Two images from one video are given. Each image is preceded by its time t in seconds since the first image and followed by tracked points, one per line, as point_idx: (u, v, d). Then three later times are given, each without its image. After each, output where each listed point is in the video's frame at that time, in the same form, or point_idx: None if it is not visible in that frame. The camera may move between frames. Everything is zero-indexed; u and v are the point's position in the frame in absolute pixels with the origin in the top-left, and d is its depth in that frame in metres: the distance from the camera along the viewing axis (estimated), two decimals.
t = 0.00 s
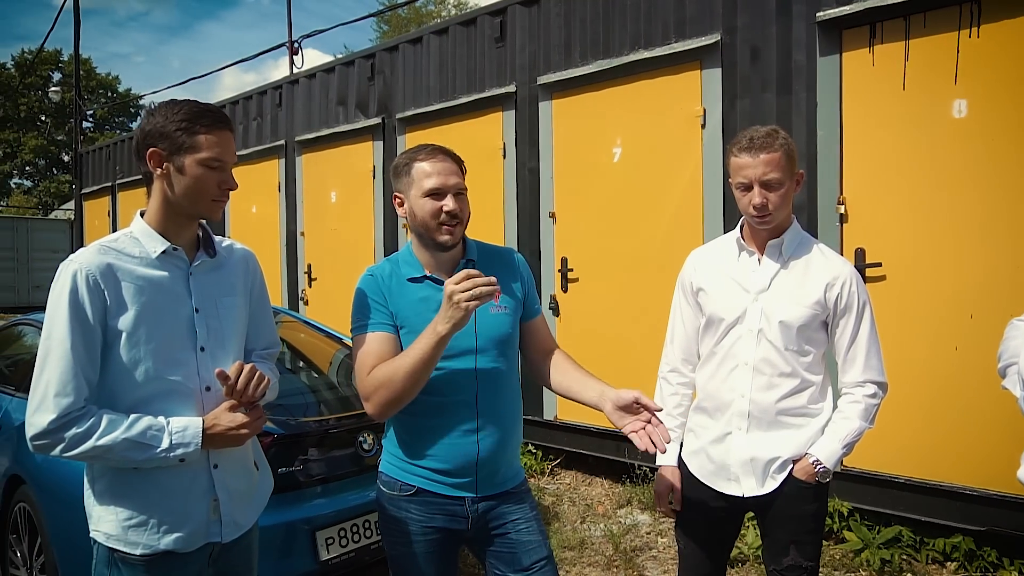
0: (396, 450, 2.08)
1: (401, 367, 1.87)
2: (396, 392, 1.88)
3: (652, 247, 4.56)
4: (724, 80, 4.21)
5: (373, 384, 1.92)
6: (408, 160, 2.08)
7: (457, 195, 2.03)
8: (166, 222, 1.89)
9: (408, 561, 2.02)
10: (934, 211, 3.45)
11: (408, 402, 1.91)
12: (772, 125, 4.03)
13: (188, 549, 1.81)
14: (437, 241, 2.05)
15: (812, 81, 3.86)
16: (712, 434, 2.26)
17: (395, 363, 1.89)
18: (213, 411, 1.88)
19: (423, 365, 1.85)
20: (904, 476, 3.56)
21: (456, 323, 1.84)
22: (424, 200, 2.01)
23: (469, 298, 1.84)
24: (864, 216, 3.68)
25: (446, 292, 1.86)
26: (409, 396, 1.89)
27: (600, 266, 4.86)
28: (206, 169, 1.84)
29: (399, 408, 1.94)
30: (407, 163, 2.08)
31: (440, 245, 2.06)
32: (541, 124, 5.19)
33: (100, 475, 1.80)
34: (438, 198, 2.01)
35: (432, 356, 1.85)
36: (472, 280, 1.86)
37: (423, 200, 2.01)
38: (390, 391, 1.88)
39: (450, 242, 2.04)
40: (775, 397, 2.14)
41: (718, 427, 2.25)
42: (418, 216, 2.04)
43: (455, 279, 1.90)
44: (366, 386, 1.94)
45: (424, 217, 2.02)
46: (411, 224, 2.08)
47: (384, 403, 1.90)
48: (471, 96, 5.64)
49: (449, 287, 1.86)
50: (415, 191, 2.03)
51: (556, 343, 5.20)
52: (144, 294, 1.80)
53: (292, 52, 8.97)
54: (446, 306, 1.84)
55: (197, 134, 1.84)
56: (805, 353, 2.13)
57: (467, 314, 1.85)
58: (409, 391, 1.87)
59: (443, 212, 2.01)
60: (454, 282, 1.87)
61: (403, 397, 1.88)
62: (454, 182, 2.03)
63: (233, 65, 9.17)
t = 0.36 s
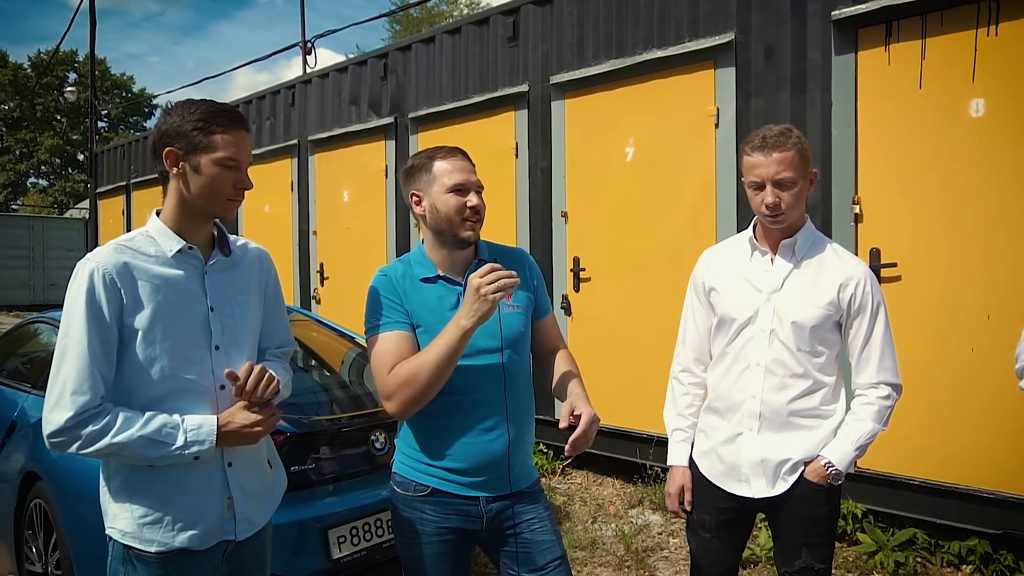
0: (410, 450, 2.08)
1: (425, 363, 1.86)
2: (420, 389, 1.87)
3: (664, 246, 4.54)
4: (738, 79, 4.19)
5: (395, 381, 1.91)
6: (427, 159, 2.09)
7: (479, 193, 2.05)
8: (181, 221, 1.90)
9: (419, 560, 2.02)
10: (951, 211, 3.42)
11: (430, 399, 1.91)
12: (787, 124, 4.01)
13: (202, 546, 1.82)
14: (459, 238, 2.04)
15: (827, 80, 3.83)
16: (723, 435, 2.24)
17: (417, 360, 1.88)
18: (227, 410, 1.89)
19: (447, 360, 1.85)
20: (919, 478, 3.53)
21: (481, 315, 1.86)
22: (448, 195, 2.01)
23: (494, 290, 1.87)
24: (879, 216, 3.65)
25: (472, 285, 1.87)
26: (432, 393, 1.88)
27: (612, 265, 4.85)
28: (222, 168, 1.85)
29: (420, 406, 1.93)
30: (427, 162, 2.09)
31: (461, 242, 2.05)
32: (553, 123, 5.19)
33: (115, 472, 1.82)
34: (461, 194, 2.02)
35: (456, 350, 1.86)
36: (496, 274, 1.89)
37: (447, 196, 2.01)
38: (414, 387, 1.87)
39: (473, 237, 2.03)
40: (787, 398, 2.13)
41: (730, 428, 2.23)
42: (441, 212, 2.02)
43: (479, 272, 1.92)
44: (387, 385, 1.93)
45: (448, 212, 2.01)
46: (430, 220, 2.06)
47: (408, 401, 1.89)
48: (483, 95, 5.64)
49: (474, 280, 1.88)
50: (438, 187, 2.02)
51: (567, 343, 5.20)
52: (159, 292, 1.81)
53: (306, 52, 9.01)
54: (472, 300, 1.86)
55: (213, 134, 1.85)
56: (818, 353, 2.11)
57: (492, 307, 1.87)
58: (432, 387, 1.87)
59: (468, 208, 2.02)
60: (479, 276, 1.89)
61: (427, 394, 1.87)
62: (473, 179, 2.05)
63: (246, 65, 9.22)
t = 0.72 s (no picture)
0: (418, 449, 2.07)
1: (439, 354, 1.86)
2: (434, 380, 1.86)
3: (672, 245, 4.53)
4: (747, 78, 4.18)
5: (409, 375, 1.90)
6: (443, 154, 2.07)
7: (492, 191, 2.06)
8: (191, 220, 1.90)
9: (425, 559, 2.02)
10: (961, 211, 3.40)
11: (443, 392, 1.90)
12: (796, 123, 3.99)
13: (210, 545, 1.82)
14: (471, 233, 2.04)
15: (836, 79, 3.81)
16: (730, 435, 2.23)
17: (431, 352, 1.88)
18: (236, 409, 1.89)
19: (461, 350, 1.85)
20: (929, 479, 3.51)
21: (496, 305, 1.87)
22: (463, 191, 2.00)
23: (509, 279, 1.88)
24: (889, 216, 3.63)
25: (485, 275, 1.89)
26: (447, 384, 1.87)
27: (620, 265, 4.83)
28: (233, 168, 1.85)
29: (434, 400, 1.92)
30: (442, 157, 2.07)
31: (473, 237, 2.05)
32: (561, 122, 5.18)
33: (124, 470, 1.82)
34: (476, 191, 2.01)
35: (471, 340, 1.85)
36: (508, 264, 1.91)
37: (463, 191, 2.00)
38: (427, 379, 1.86)
39: (485, 233, 2.03)
40: (794, 398, 2.12)
41: (736, 428, 2.22)
42: (456, 207, 2.02)
43: (490, 263, 1.93)
44: (400, 378, 1.92)
45: (463, 208, 2.01)
46: (444, 215, 2.06)
47: (422, 394, 1.88)
48: (491, 94, 5.64)
49: (487, 270, 1.89)
50: (454, 183, 2.01)
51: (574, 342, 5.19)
52: (168, 290, 1.81)
53: (313, 51, 9.03)
54: (487, 289, 1.87)
55: (224, 134, 1.85)
56: (826, 354, 2.10)
57: (506, 296, 1.88)
58: (446, 379, 1.86)
59: (483, 206, 2.02)
60: (491, 266, 1.91)
61: (441, 385, 1.87)
62: (488, 178, 2.05)
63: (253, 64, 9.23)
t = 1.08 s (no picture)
0: (415, 448, 2.07)
1: (429, 359, 1.86)
2: (422, 386, 1.87)
3: (671, 244, 4.53)
4: (747, 76, 4.17)
5: (399, 377, 1.91)
6: (447, 155, 2.07)
7: (496, 194, 2.04)
8: (190, 218, 1.90)
9: (424, 559, 2.01)
10: (960, 211, 3.40)
11: (433, 395, 1.90)
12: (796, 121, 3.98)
13: (209, 545, 1.82)
14: (474, 237, 2.04)
15: (836, 77, 3.81)
16: (730, 434, 2.23)
17: (422, 355, 1.88)
18: (235, 409, 1.89)
19: (450, 357, 1.85)
20: (929, 478, 3.51)
21: (488, 314, 1.84)
22: (467, 194, 2.00)
23: (502, 289, 1.85)
24: (888, 215, 3.63)
25: (479, 284, 1.86)
26: (435, 389, 1.88)
27: (619, 263, 4.83)
28: (232, 167, 1.84)
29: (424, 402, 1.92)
30: (446, 158, 2.06)
31: (477, 242, 2.05)
32: (560, 120, 5.17)
33: (123, 469, 1.82)
34: (480, 193, 2.00)
35: (461, 347, 1.85)
36: (504, 272, 1.88)
37: (466, 195, 2.00)
38: (416, 383, 1.87)
39: (488, 238, 2.03)
40: (795, 398, 2.11)
41: (737, 427, 2.22)
42: (459, 210, 2.01)
43: (486, 270, 1.90)
44: (390, 379, 1.93)
45: (466, 211, 2.00)
46: (447, 217, 2.05)
47: (408, 398, 1.89)
48: (490, 92, 5.63)
49: (481, 278, 1.86)
50: (458, 185, 2.00)
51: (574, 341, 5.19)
52: (167, 289, 1.81)
53: (312, 49, 9.02)
54: (479, 298, 1.84)
55: (223, 132, 1.84)
56: (827, 353, 2.10)
57: (499, 306, 1.85)
58: (434, 384, 1.87)
59: (486, 209, 2.01)
60: (487, 274, 1.88)
61: (429, 391, 1.87)
62: (492, 180, 2.03)
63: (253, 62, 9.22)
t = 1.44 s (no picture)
0: (407, 445, 2.06)
1: (417, 358, 1.85)
2: (409, 384, 1.87)
3: (664, 241, 4.53)
4: (739, 74, 4.17)
5: (387, 374, 1.90)
6: (445, 153, 2.06)
7: (493, 192, 2.03)
8: (180, 214, 1.88)
9: (417, 557, 2.01)
10: (952, 208, 3.41)
11: (420, 393, 1.90)
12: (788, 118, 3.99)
13: (200, 543, 1.80)
14: (468, 236, 2.03)
15: (829, 75, 3.81)
16: (724, 431, 2.23)
17: (410, 353, 1.87)
18: (226, 406, 1.88)
19: (438, 356, 1.84)
20: (920, 475, 3.52)
21: (476, 314, 1.83)
22: (462, 192, 1.99)
23: (490, 288, 1.84)
24: (881, 212, 3.63)
25: (467, 283, 1.85)
26: (421, 388, 1.87)
27: (612, 260, 4.83)
28: (221, 162, 1.83)
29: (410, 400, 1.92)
30: (444, 155, 2.05)
31: (472, 240, 2.04)
32: (553, 117, 5.17)
33: (113, 468, 1.80)
34: (476, 192, 1.99)
35: (449, 347, 1.84)
36: (493, 271, 1.87)
37: (460, 193, 1.99)
38: (403, 381, 1.87)
39: (482, 237, 2.03)
40: (789, 395, 2.11)
41: (731, 425, 2.22)
42: (453, 208, 2.01)
43: (475, 269, 1.89)
44: (378, 376, 1.93)
45: (461, 210, 1.99)
46: (441, 215, 2.05)
47: (394, 396, 1.89)
48: (483, 88, 5.62)
49: (469, 278, 1.85)
50: (452, 183, 2.00)
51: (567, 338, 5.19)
52: (157, 287, 1.79)
53: (304, 45, 8.97)
54: (467, 298, 1.83)
55: (213, 127, 1.82)
56: (821, 351, 2.10)
57: (487, 306, 1.84)
58: (421, 383, 1.86)
59: (481, 207, 2.00)
60: (475, 273, 1.86)
61: (415, 390, 1.87)
62: (489, 178, 2.02)
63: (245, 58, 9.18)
